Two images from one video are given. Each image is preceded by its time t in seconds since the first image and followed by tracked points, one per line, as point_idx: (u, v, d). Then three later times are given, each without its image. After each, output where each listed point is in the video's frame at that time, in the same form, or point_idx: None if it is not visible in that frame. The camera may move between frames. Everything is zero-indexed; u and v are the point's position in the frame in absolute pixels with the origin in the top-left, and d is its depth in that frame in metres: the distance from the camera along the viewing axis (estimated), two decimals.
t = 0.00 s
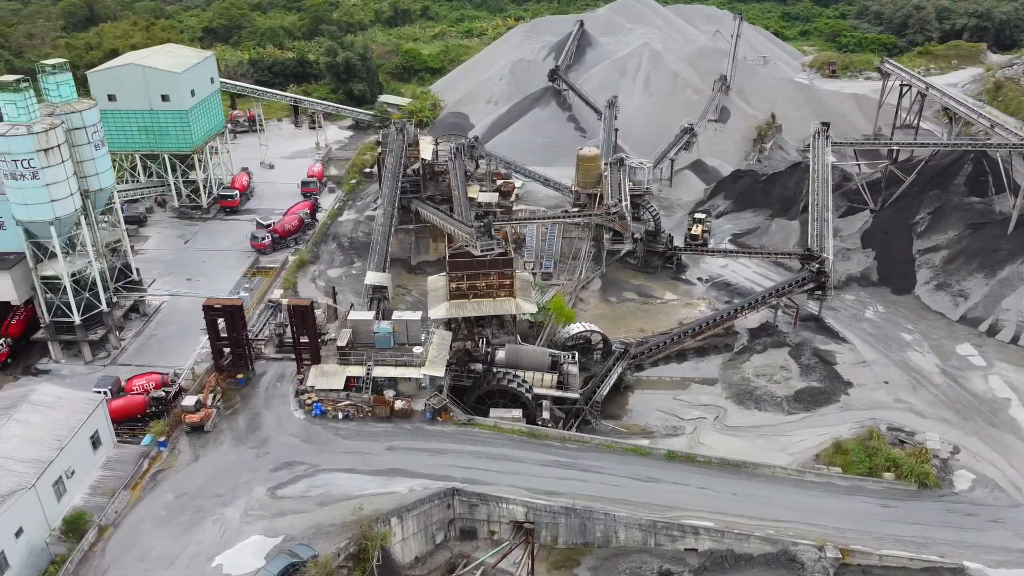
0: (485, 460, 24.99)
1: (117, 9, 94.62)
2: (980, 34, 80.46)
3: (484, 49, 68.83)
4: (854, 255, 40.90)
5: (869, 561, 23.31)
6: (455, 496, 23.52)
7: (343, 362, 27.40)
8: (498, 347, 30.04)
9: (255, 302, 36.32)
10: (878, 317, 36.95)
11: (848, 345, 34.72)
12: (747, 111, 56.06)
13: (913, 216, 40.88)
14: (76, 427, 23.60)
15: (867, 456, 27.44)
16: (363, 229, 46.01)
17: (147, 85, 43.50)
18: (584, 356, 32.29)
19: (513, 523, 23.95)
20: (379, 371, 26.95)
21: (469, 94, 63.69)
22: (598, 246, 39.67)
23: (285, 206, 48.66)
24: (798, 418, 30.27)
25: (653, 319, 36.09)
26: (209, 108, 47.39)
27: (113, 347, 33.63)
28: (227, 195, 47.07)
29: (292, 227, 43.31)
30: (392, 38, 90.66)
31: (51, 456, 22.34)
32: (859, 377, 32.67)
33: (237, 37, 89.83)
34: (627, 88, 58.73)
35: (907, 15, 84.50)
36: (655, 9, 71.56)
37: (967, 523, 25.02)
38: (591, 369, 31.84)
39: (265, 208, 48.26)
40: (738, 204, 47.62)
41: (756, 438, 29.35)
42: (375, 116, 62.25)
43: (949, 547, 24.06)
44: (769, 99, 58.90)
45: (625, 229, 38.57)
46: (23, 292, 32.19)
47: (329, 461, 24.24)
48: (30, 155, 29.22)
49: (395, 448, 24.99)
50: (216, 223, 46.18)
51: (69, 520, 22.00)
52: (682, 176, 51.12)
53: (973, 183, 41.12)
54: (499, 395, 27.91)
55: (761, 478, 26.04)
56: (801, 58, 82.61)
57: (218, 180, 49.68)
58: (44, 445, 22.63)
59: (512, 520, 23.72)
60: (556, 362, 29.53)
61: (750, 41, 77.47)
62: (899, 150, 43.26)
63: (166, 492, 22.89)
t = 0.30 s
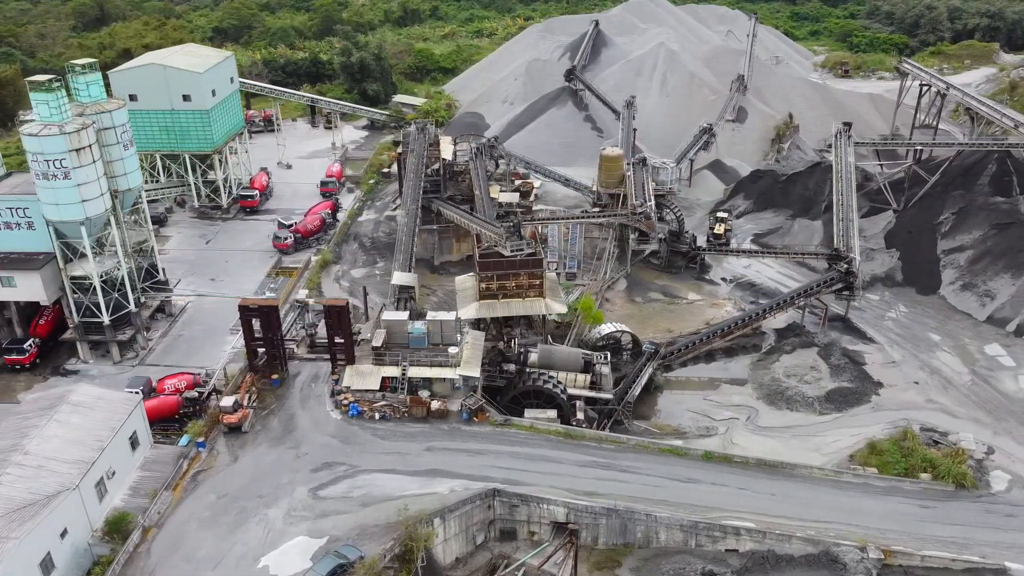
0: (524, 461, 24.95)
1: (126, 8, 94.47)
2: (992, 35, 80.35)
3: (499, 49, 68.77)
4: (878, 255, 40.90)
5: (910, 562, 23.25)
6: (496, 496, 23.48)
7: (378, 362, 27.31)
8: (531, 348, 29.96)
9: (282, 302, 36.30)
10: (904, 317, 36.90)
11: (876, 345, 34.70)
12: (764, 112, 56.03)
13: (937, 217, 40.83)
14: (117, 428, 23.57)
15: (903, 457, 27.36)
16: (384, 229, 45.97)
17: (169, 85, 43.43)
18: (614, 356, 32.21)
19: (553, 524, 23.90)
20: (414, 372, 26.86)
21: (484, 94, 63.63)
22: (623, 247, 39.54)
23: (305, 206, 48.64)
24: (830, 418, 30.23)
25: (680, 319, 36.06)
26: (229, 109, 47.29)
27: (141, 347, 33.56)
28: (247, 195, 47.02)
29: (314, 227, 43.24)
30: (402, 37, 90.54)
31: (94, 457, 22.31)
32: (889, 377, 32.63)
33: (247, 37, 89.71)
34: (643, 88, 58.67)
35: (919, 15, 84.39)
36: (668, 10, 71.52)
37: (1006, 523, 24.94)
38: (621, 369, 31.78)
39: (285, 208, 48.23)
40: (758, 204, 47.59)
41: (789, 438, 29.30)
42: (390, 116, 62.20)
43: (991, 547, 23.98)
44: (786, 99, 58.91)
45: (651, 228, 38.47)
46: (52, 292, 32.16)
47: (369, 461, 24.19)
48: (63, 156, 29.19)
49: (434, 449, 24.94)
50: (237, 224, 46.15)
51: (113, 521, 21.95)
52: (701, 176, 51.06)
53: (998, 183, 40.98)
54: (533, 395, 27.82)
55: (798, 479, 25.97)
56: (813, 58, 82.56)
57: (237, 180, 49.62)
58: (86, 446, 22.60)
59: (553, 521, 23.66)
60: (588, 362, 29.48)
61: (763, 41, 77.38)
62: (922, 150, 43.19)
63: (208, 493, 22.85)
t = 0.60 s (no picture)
0: (563, 461, 24.90)
1: (136, 8, 94.38)
2: (1005, 35, 80.31)
3: (512, 48, 68.73)
4: (902, 255, 40.85)
5: (952, 563, 23.17)
6: (537, 497, 23.42)
7: (413, 363, 27.28)
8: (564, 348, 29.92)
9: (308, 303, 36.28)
10: (931, 317, 36.83)
11: (904, 345, 34.65)
12: (782, 112, 56.00)
13: (961, 217, 40.84)
14: (157, 428, 23.50)
15: (938, 457, 27.23)
16: (405, 229, 45.91)
17: (190, 84, 43.34)
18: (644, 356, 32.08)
19: (594, 524, 23.85)
20: (450, 372, 26.80)
21: (499, 94, 63.57)
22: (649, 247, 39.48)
23: (324, 206, 48.58)
24: (863, 418, 30.15)
25: (708, 320, 36.01)
26: (249, 108, 47.24)
27: (169, 348, 33.53)
28: (266, 195, 46.97)
29: (337, 228, 43.19)
30: (412, 37, 90.44)
31: (136, 457, 22.25)
32: (920, 377, 32.56)
33: (257, 37, 89.62)
34: (660, 87, 58.61)
35: (931, 15, 84.32)
36: (682, 10, 71.49)
37: None
38: (652, 369, 31.72)
39: (304, 208, 48.16)
40: (778, 204, 47.56)
41: (823, 439, 29.22)
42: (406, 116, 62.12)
43: None
44: (802, 99, 58.90)
45: (677, 229, 38.42)
46: (81, 292, 32.12)
47: (408, 462, 24.12)
48: (95, 156, 29.15)
49: (472, 449, 24.88)
50: (257, 224, 46.07)
51: (155, 522, 21.85)
52: (720, 176, 50.96)
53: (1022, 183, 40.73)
54: (568, 396, 27.82)
55: (836, 480, 25.89)
56: (824, 58, 82.50)
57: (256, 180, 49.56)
58: (128, 446, 22.55)
59: (594, 521, 23.61)
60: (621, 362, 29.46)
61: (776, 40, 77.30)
62: (945, 150, 43.23)
63: (249, 494, 22.77)
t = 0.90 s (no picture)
0: (603, 462, 24.86)
1: (146, 9, 94.33)
2: (1017, 35, 80.32)
3: (526, 48, 68.77)
4: (927, 255, 40.78)
5: (995, 563, 23.01)
6: (579, 498, 23.36)
7: (449, 363, 27.21)
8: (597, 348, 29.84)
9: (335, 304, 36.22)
10: (958, 318, 36.76)
11: (932, 346, 34.59)
12: (799, 112, 55.98)
13: (986, 217, 40.80)
14: (197, 429, 23.44)
15: (975, 458, 27.09)
16: (426, 229, 45.87)
17: (213, 84, 43.27)
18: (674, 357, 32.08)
19: (635, 526, 23.79)
20: (486, 373, 26.66)
21: (514, 94, 63.55)
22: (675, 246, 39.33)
23: (344, 206, 48.54)
24: (896, 419, 30.07)
25: (735, 320, 35.95)
26: (269, 108, 47.16)
27: (197, 348, 33.47)
28: (287, 196, 46.90)
29: (359, 228, 43.10)
30: (422, 37, 90.36)
31: (179, 458, 22.19)
32: (950, 378, 32.49)
33: (267, 38, 89.56)
34: (676, 87, 58.55)
35: (943, 15, 84.32)
36: (696, 10, 71.48)
37: None
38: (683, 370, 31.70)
39: (324, 208, 48.11)
40: (799, 204, 47.53)
41: (857, 440, 29.13)
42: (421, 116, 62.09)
43: None
44: (819, 99, 58.90)
45: (703, 228, 38.34)
46: (110, 293, 32.04)
47: (449, 463, 24.05)
48: (128, 156, 29.09)
49: (512, 450, 24.81)
50: (278, 224, 46.01)
51: (199, 523, 21.73)
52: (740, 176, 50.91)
53: None
54: (603, 396, 27.76)
55: (874, 481, 25.79)
56: (837, 58, 82.48)
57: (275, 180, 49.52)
58: (170, 447, 22.48)
59: (636, 522, 23.55)
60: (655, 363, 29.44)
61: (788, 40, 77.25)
62: (969, 150, 43.25)
63: (291, 495, 22.70)
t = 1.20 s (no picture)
0: (642, 462, 24.80)
1: (156, 9, 94.35)
2: None
3: (540, 48, 69.20)
4: (951, 255, 40.73)
5: None
6: (621, 498, 23.29)
7: (485, 363, 27.16)
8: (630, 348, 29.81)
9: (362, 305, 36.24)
10: (985, 318, 36.68)
11: (961, 346, 34.51)
12: (817, 112, 55.95)
13: (1010, 217, 40.77)
14: (238, 429, 23.36)
15: (1012, 458, 26.95)
16: (447, 229, 45.82)
17: (235, 83, 43.15)
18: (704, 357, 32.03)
19: (676, 526, 23.74)
20: (523, 373, 26.61)
21: (529, 94, 63.56)
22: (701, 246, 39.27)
23: (363, 206, 48.48)
24: (929, 420, 29.97)
25: (763, 320, 35.91)
26: (290, 107, 47.07)
27: (226, 349, 33.44)
28: (307, 196, 46.70)
29: (382, 228, 42.93)
30: (433, 37, 90.27)
31: (222, 458, 22.11)
32: (981, 378, 32.40)
33: (278, 38, 89.62)
34: (693, 87, 58.51)
35: (955, 15, 84.30)
36: (709, 10, 71.54)
37: None
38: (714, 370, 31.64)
39: (344, 208, 48.07)
40: (820, 204, 47.49)
41: (891, 440, 29.01)
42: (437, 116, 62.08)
43: None
44: (835, 98, 58.90)
45: (731, 229, 38.29)
46: (140, 293, 31.96)
47: (489, 463, 24.00)
48: (161, 156, 29.03)
49: (551, 451, 24.76)
50: (299, 224, 45.97)
51: (243, 524, 21.50)
52: (759, 176, 50.85)
53: None
54: (639, 397, 27.77)
55: (913, 482, 25.64)
56: (849, 58, 82.42)
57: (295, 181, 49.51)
58: (214, 447, 22.42)
59: (677, 523, 23.50)
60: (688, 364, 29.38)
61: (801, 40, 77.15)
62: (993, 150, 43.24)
63: (334, 495, 22.64)
